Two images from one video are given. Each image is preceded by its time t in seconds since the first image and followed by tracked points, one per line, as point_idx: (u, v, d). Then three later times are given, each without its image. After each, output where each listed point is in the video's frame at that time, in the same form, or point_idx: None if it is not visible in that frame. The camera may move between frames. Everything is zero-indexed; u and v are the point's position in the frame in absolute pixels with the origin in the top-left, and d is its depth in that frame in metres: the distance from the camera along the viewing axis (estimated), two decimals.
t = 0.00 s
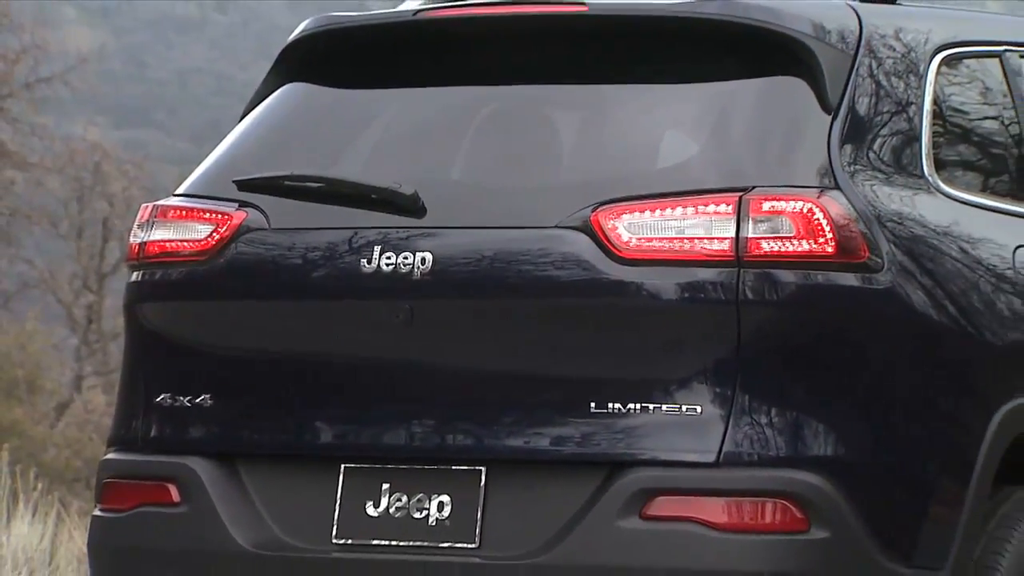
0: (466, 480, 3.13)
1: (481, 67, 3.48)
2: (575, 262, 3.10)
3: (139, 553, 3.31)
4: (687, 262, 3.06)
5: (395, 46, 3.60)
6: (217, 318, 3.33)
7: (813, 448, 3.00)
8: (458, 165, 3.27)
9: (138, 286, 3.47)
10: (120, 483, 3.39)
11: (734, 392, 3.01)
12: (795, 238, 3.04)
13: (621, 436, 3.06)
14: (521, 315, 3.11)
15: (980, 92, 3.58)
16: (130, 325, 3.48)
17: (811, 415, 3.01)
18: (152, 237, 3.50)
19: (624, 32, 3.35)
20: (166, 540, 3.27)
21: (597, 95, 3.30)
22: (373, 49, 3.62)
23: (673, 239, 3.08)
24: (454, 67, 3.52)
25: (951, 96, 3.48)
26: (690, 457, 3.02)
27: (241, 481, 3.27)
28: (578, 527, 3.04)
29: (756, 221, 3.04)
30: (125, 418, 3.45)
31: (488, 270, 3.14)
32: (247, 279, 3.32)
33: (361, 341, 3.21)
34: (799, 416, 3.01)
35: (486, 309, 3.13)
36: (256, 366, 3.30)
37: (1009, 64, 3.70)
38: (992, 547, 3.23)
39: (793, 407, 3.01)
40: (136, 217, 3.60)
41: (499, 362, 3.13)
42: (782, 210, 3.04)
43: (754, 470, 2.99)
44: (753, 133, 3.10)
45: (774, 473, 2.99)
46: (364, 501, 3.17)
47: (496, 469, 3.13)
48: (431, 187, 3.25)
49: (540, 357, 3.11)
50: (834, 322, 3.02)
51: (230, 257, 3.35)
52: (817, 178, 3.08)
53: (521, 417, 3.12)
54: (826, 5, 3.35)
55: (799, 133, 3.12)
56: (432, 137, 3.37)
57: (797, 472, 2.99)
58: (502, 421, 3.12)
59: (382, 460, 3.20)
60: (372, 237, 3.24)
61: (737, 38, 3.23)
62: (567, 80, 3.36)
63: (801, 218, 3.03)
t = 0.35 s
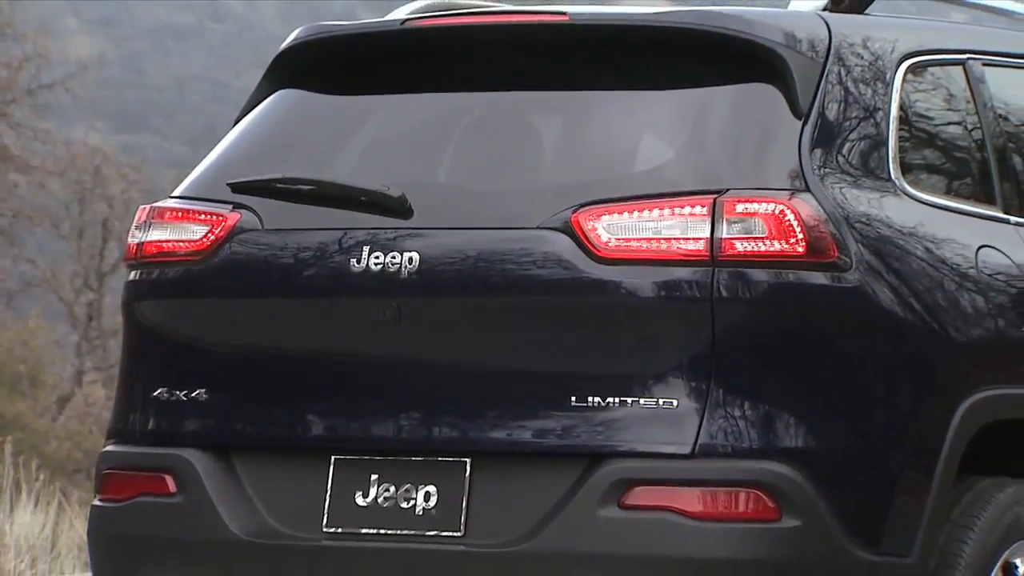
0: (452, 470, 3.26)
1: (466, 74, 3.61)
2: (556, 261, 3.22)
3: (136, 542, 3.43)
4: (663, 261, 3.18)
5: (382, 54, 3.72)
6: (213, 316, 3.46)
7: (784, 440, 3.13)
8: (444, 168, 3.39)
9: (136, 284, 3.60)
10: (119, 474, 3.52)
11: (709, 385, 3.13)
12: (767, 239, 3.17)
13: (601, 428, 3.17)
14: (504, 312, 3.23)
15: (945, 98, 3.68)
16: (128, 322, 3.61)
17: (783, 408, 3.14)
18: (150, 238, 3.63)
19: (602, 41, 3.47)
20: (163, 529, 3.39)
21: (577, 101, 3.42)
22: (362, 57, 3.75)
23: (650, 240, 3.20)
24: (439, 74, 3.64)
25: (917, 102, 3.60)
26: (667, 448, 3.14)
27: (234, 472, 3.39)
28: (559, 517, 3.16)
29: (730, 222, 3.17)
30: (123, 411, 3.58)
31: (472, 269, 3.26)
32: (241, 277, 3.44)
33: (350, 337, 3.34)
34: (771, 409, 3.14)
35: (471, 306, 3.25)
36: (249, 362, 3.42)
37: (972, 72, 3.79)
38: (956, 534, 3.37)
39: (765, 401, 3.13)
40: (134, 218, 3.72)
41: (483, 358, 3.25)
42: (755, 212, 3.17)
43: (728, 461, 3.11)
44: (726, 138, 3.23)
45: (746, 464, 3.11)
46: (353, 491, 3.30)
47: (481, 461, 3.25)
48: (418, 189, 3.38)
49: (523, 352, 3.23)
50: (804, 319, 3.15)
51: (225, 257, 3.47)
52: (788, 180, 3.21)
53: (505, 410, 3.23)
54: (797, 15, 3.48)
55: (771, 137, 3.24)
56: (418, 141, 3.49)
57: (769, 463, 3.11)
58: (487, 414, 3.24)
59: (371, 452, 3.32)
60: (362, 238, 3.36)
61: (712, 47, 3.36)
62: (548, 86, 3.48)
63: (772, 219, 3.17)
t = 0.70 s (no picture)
0: (440, 461, 3.39)
1: (454, 81, 3.74)
2: (541, 260, 3.34)
3: (135, 529, 3.56)
4: (642, 260, 3.30)
5: (373, 62, 3.86)
6: (210, 313, 3.59)
7: (758, 431, 3.26)
8: (432, 171, 3.53)
9: (136, 282, 3.73)
10: (119, 464, 3.65)
11: (686, 379, 3.26)
12: (742, 239, 3.29)
13: (582, 420, 3.30)
14: (490, 309, 3.36)
15: (912, 103, 3.82)
16: (128, 318, 3.74)
17: (756, 401, 3.26)
18: (149, 237, 3.76)
19: (582, 49, 3.60)
20: (161, 517, 3.52)
21: (560, 106, 3.55)
22: (354, 66, 3.90)
23: (630, 239, 3.32)
24: (427, 82, 3.78)
25: (885, 108, 3.74)
26: (646, 439, 3.26)
27: (230, 462, 3.53)
28: (542, 505, 3.28)
29: (706, 222, 3.29)
30: (123, 404, 3.71)
31: (459, 268, 3.38)
32: (237, 276, 3.57)
33: (342, 333, 3.47)
34: (745, 402, 3.26)
35: (457, 303, 3.38)
36: (245, 357, 3.56)
37: (937, 79, 3.93)
38: (922, 520, 3.50)
39: (740, 395, 3.26)
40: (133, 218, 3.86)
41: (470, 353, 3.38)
42: (730, 213, 3.29)
43: (705, 452, 3.23)
44: (703, 141, 3.36)
45: (722, 454, 3.23)
46: (344, 480, 3.43)
47: (467, 451, 3.38)
48: (407, 191, 3.51)
49: (507, 348, 3.36)
50: (778, 316, 3.28)
51: (222, 256, 3.61)
52: (762, 182, 3.34)
53: (490, 404, 3.36)
54: (771, 24, 3.61)
55: (746, 141, 3.37)
56: (406, 144, 3.62)
57: (744, 454, 3.24)
58: (473, 407, 3.37)
59: (361, 443, 3.45)
60: (353, 238, 3.49)
61: (688, 54, 3.49)
62: (532, 92, 3.62)
63: (747, 220, 3.29)
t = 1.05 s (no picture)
0: (427, 452, 3.51)
1: (441, 87, 3.88)
2: (524, 259, 3.47)
3: (136, 517, 3.70)
4: (622, 259, 3.42)
5: (364, 69, 4.00)
6: (208, 310, 3.73)
7: (733, 422, 3.38)
8: (420, 174, 3.67)
9: (136, 280, 3.87)
10: (120, 455, 3.80)
11: (665, 372, 3.38)
12: (717, 239, 3.42)
13: (565, 413, 3.41)
14: (475, 306, 3.49)
15: (879, 109, 3.97)
16: (128, 315, 3.89)
17: (731, 394, 3.39)
18: (148, 237, 3.90)
19: (563, 57, 3.74)
20: (160, 505, 3.66)
21: (543, 112, 3.70)
22: (345, 73, 4.04)
23: (610, 239, 3.44)
24: (415, 88, 3.92)
25: (855, 113, 3.89)
26: (626, 431, 3.38)
27: (226, 452, 3.67)
28: (526, 493, 3.40)
29: (683, 223, 3.42)
30: (125, 398, 3.85)
31: (446, 267, 3.52)
32: (233, 274, 3.72)
33: (334, 329, 3.61)
34: (721, 395, 3.39)
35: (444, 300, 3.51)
36: (241, 352, 3.70)
37: (903, 85, 4.08)
38: (889, 508, 3.66)
39: (715, 388, 3.39)
40: (133, 219, 4.00)
41: (456, 347, 3.51)
42: (706, 214, 3.42)
43: (683, 442, 3.35)
44: (679, 145, 3.50)
45: (699, 445, 3.35)
46: (336, 470, 3.56)
47: (454, 443, 3.51)
48: (396, 193, 3.65)
49: (493, 343, 3.48)
50: (752, 312, 3.42)
51: (218, 255, 3.75)
52: (737, 185, 3.48)
53: (477, 397, 3.49)
54: (744, 33, 3.76)
55: (721, 145, 3.52)
56: (395, 147, 3.76)
57: (720, 444, 3.36)
58: (460, 400, 3.50)
59: (353, 435, 3.58)
60: (345, 237, 3.63)
61: (664, 61, 3.65)
62: (516, 99, 3.76)
63: (723, 221, 3.43)
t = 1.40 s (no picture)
0: (413, 444, 3.65)
1: (426, 93, 4.03)
2: (506, 258, 3.60)
3: (132, 506, 3.85)
4: (601, 258, 3.56)
5: (352, 75, 4.15)
6: (202, 307, 3.88)
7: (706, 415, 3.52)
8: (406, 176, 3.81)
9: (133, 279, 4.01)
10: (118, 446, 3.94)
11: (641, 366, 3.51)
12: (692, 238, 3.56)
13: (545, 406, 3.55)
14: (459, 303, 3.63)
15: (847, 114, 4.13)
16: (126, 312, 4.03)
17: (705, 388, 3.53)
18: (145, 237, 4.05)
19: (544, 64, 3.89)
20: (155, 494, 3.80)
21: (524, 117, 3.84)
22: (334, 80, 4.19)
23: (589, 239, 3.58)
24: (400, 94, 4.07)
25: (823, 118, 4.05)
26: (604, 423, 3.52)
27: (220, 443, 3.81)
28: (508, 483, 3.54)
29: (659, 223, 3.56)
30: (123, 391, 4.00)
31: (431, 265, 3.65)
32: (226, 273, 3.86)
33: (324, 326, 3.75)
34: (695, 389, 3.52)
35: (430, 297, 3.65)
36: (234, 348, 3.83)
37: (869, 91, 4.24)
38: (855, 497, 3.81)
39: (690, 382, 3.52)
40: (131, 220, 4.14)
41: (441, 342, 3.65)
42: (681, 214, 3.56)
43: (658, 434, 3.49)
44: (655, 149, 3.65)
45: (673, 436, 3.49)
46: (326, 461, 3.70)
47: (438, 434, 3.64)
48: (383, 195, 3.79)
49: (476, 338, 3.62)
50: (726, 309, 3.56)
51: (212, 254, 3.89)
52: (710, 187, 3.63)
53: (461, 390, 3.62)
54: (718, 41, 3.91)
55: (695, 149, 3.66)
56: (382, 151, 3.91)
57: (693, 436, 3.50)
58: (445, 393, 3.63)
59: (341, 427, 3.72)
60: (334, 237, 3.78)
61: (640, 68, 3.79)
62: (498, 104, 3.91)
63: (697, 221, 3.57)
